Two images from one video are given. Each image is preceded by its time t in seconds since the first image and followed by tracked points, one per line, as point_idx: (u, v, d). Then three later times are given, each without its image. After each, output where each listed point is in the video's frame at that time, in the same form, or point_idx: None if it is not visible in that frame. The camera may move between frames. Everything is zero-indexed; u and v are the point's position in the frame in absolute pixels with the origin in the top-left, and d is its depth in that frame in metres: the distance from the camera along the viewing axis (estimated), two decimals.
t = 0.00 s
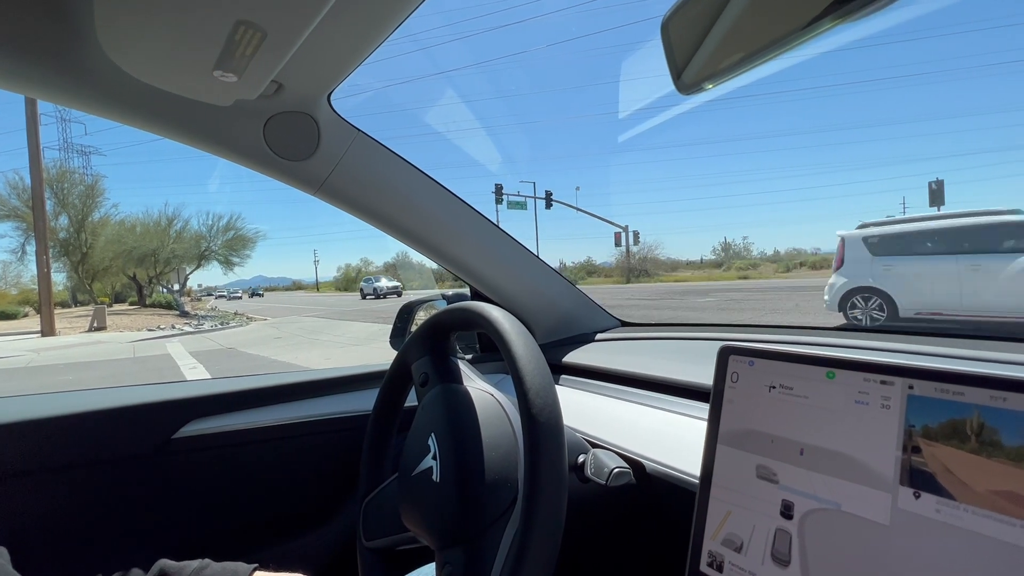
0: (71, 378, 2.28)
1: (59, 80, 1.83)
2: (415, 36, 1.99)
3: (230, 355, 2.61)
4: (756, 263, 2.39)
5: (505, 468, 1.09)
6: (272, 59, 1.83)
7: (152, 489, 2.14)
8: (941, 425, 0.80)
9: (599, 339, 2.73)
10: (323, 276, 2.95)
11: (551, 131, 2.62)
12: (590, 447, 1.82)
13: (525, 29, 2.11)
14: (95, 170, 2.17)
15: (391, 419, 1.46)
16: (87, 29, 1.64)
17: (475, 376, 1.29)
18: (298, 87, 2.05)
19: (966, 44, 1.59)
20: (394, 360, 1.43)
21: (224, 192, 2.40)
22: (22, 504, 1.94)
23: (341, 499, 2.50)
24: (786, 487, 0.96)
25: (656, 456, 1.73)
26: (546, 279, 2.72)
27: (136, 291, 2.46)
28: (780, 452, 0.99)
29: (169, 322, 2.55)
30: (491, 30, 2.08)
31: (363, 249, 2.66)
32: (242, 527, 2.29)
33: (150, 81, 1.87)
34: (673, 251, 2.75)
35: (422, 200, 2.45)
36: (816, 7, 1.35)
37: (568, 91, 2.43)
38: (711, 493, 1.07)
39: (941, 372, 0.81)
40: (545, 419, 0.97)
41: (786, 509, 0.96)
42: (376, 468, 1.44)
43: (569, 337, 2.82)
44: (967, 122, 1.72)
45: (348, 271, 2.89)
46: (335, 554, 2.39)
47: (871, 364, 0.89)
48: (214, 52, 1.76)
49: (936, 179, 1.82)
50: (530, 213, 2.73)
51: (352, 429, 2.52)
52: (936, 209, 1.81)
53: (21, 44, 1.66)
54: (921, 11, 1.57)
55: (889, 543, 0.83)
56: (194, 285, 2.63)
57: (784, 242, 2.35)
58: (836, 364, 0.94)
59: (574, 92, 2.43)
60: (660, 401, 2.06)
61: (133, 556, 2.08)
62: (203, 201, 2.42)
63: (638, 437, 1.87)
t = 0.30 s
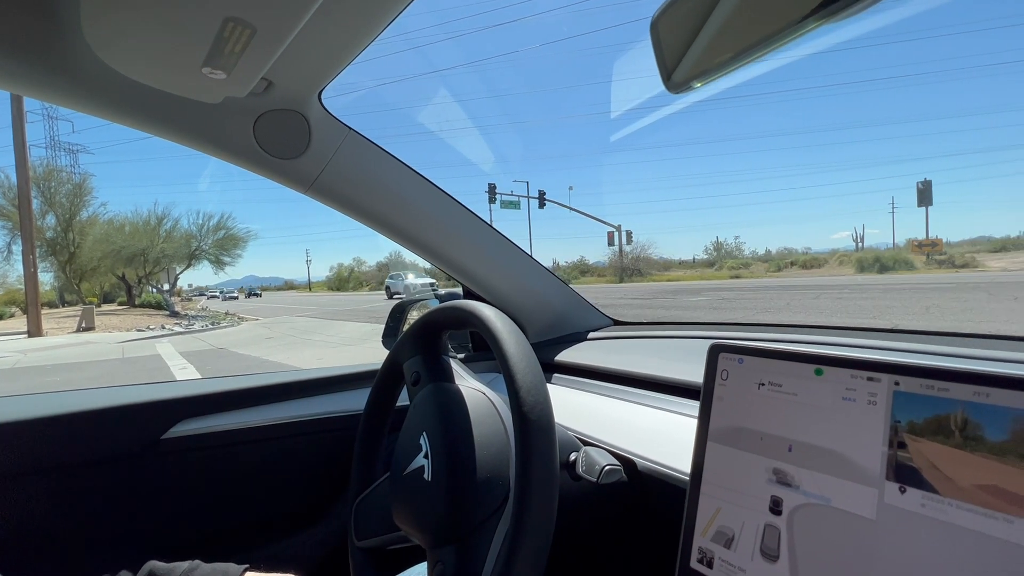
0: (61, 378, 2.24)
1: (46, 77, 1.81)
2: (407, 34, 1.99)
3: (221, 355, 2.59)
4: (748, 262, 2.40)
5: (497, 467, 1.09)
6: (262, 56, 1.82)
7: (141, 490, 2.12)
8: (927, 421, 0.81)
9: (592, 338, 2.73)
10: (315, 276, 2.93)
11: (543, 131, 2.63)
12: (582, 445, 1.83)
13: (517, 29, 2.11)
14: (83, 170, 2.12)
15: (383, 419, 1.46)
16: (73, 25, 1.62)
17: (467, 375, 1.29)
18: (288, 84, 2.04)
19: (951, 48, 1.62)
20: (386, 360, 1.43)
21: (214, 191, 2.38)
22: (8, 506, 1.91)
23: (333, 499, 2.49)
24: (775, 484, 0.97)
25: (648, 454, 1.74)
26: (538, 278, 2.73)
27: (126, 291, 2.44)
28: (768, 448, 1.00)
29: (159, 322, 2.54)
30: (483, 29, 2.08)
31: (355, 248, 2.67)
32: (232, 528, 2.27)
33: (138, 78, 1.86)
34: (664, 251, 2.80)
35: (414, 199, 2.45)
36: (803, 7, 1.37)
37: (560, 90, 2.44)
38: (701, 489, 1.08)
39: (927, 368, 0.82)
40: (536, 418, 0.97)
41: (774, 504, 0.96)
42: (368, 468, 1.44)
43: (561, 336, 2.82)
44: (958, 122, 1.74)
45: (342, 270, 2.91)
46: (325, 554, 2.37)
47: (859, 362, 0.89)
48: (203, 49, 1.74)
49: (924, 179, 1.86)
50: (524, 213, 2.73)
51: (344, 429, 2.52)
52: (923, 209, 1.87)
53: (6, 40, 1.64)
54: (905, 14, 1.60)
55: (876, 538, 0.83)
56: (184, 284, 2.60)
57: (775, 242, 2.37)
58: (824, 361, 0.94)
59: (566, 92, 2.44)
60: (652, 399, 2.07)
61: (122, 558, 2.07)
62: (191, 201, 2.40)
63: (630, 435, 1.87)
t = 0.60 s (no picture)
0: (42, 379, 2.20)
1: (25, 72, 1.78)
2: (395, 32, 1.98)
3: (206, 356, 2.56)
4: (735, 261, 2.42)
5: (487, 465, 1.09)
6: (247, 52, 1.80)
7: (123, 492, 2.09)
8: (907, 416, 0.83)
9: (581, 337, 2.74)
10: (303, 275, 2.85)
11: (530, 131, 2.65)
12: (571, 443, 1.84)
13: (505, 28, 2.12)
14: (62, 166, 2.10)
15: (372, 418, 1.45)
16: (54, 19, 1.60)
17: (456, 374, 1.29)
18: (275, 81, 2.02)
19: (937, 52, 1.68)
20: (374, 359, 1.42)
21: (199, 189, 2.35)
22: None
23: (321, 500, 2.48)
24: (761, 479, 0.99)
25: (636, 451, 1.75)
26: (527, 277, 2.73)
27: (108, 291, 2.39)
28: (755, 445, 1.01)
29: (142, 322, 2.48)
30: (472, 27, 2.08)
31: (343, 247, 2.64)
32: (218, 530, 2.25)
33: (121, 73, 1.83)
34: (655, 250, 2.80)
35: (402, 198, 2.44)
36: (788, 8, 1.38)
37: (549, 90, 2.45)
38: (689, 486, 1.09)
39: (908, 365, 0.83)
40: (526, 415, 0.97)
41: (760, 500, 0.98)
42: (356, 468, 1.43)
43: (550, 335, 2.83)
44: (943, 124, 1.77)
45: (329, 270, 2.78)
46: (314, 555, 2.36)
47: (842, 358, 0.91)
48: (187, 44, 1.72)
49: (905, 179, 1.91)
50: (513, 212, 2.74)
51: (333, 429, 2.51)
52: (905, 209, 1.90)
53: None
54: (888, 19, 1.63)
55: (859, 531, 0.85)
56: (168, 284, 2.55)
57: (762, 241, 2.39)
58: (809, 358, 0.96)
59: (555, 92, 2.46)
60: (640, 397, 2.08)
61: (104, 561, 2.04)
62: (174, 199, 2.37)
63: (619, 432, 1.89)
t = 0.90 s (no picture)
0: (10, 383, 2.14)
1: None
2: (379, 30, 1.98)
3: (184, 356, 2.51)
4: (716, 261, 2.46)
5: (468, 464, 1.09)
6: (222, 44, 1.77)
7: (96, 497, 2.03)
8: (880, 410, 0.85)
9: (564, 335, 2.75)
10: (284, 275, 2.86)
11: (515, 130, 2.67)
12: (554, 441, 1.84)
13: (490, 27, 2.13)
14: (33, 162, 2.00)
15: (352, 418, 1.44)
16: (20, 9, 1.55)
17: (438, 372, 1.29)
18: (252, 74, 1.99)
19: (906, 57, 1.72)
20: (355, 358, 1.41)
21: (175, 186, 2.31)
22: None
23: (303, 501, 2.44)
24: (740, 474, 1.00)
25: (618, 448, 1.76)
26: (511, 276, 2.73)
27: (82, 291, 2.30)
28: (733, 440, 1.02)
29: (118, 322, 2.41)
30: (456, 26, 2.09)
31: (326, 246, 2.60)
32: (195, 534, 2.20)
33: (92, 65, 1.79)
34: (638, 250, 2.79)
35: (385, 196, 2.42)
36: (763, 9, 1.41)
37: (532, 89, 2.49)
38: (669, 482, 1.10)
39: (880, 360, 0.85)
40: (507, 412, 0.97)
41: (739, 494, 0.99)
42: (337, 469, 1.42)
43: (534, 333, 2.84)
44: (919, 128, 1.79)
45: (311, 269, 2.75)
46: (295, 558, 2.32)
47: (817, 353, 0.93)
48: (160, 35, 1.69)
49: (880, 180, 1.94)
50: (498, 212, 2.73)
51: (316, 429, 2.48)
52: (881, 211, 1.91)
53: None
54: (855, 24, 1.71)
55: (834, 523, 0.86)
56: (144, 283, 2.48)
57: (743, 241, 2.42)
58: (785, 354, 0.97)
59: (538, 93, 2.50)
60: (623, 394, 2.10)
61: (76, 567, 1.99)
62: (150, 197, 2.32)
63: (602, 429, 1.90)
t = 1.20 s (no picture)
0: None
1: None
2: (358, 26, 1.98)
3: (155, 357, 2.40)
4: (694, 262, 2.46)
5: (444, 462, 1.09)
6: (187, 34, 1.71)
7: (58, 501, 1.96)
8: (845, 402, 0.87)
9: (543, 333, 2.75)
10: (260, 275, 2.72)
11: (496, 130, 2.68)
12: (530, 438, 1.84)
13: (470, 27, 2.14)
14: None
15: (327, 418, 1.42)
16: None
17: (414, 370, 1.28)
18: (222, 65, 1.94)
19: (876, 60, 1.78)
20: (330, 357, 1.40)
21: (145, 182, 2.22)
22: None
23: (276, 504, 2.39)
24: (712, 467, 1.01)
25: (595, 445, 1.77)
26: (490, 274, 2.73)
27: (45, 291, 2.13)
28: (706, 434, 1.04)
29: (85, 323, 2.25)
30: (437, 25, 2.09)
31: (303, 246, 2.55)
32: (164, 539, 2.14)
33: (52, 52, 1.73)
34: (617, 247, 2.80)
35: (363, 194, 2.40)
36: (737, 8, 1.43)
37: (513, 90, 2.50)
38: (644, 477, 1.11)
39: (846, 353, 0.87)
40: (482, 408, 0.97)
41: (711, 487, 1.00)
42: (310, 469, 1.39)
43: (512, 332, 2.83)
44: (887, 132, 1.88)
45: (288, 269, 2.66)
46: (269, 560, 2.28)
47: (786, 347, 0.94)
48: (122, 22, 1.63)
49: (852, 184, 2.00)
50: (480, 212, 2.73)
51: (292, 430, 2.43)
52: (851, 213, 1.99)
53: None
54: (830, 28, 1.75)
55: (802, 512, 0.88)
56: (113, 284, 2.31)
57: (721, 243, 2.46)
58: (756, 348, 0.99)
59: (519, 93, 2.52)
60: (600, 392, 2.11)
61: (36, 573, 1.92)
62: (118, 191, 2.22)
63: (579, 426, 1.91)
